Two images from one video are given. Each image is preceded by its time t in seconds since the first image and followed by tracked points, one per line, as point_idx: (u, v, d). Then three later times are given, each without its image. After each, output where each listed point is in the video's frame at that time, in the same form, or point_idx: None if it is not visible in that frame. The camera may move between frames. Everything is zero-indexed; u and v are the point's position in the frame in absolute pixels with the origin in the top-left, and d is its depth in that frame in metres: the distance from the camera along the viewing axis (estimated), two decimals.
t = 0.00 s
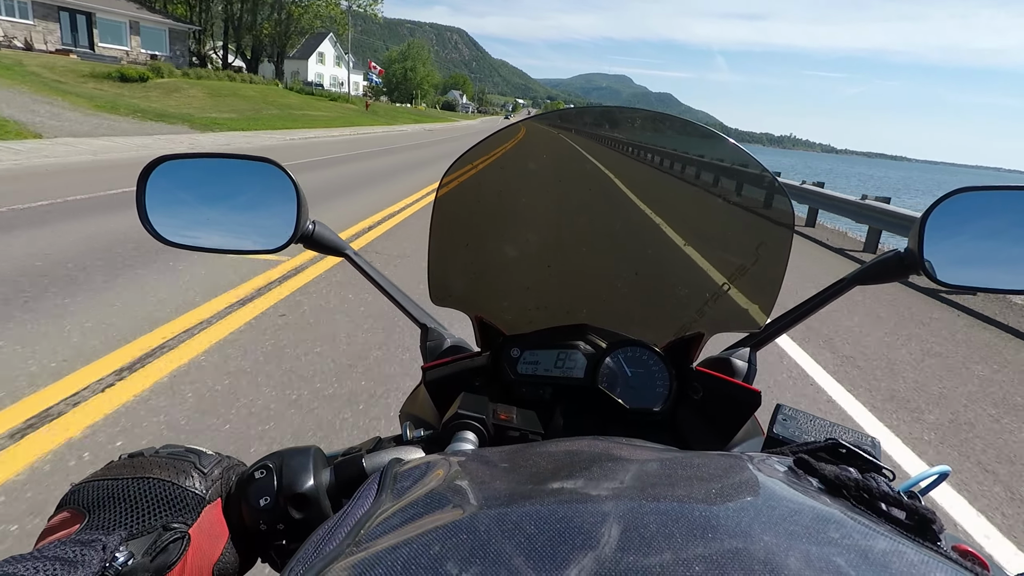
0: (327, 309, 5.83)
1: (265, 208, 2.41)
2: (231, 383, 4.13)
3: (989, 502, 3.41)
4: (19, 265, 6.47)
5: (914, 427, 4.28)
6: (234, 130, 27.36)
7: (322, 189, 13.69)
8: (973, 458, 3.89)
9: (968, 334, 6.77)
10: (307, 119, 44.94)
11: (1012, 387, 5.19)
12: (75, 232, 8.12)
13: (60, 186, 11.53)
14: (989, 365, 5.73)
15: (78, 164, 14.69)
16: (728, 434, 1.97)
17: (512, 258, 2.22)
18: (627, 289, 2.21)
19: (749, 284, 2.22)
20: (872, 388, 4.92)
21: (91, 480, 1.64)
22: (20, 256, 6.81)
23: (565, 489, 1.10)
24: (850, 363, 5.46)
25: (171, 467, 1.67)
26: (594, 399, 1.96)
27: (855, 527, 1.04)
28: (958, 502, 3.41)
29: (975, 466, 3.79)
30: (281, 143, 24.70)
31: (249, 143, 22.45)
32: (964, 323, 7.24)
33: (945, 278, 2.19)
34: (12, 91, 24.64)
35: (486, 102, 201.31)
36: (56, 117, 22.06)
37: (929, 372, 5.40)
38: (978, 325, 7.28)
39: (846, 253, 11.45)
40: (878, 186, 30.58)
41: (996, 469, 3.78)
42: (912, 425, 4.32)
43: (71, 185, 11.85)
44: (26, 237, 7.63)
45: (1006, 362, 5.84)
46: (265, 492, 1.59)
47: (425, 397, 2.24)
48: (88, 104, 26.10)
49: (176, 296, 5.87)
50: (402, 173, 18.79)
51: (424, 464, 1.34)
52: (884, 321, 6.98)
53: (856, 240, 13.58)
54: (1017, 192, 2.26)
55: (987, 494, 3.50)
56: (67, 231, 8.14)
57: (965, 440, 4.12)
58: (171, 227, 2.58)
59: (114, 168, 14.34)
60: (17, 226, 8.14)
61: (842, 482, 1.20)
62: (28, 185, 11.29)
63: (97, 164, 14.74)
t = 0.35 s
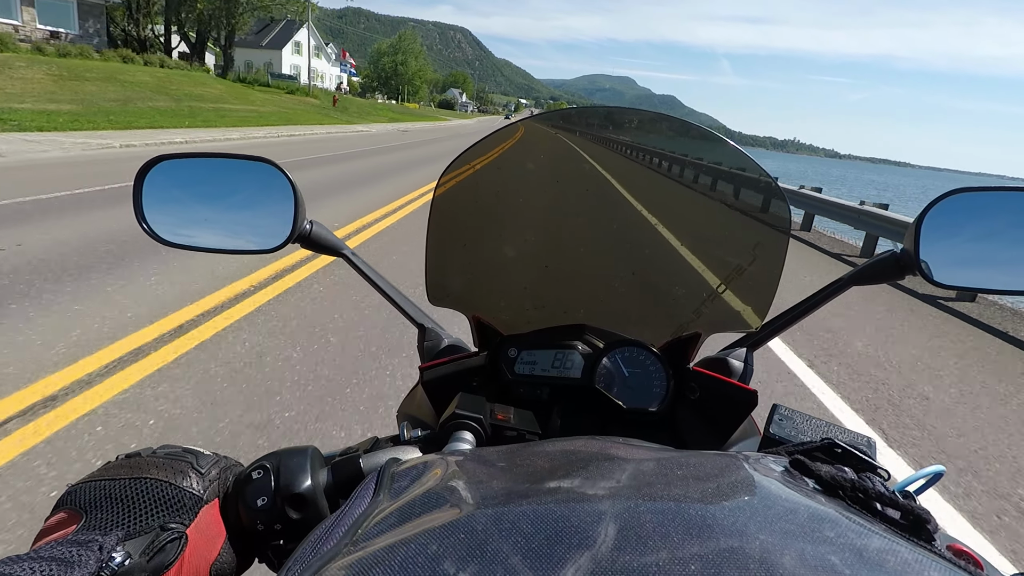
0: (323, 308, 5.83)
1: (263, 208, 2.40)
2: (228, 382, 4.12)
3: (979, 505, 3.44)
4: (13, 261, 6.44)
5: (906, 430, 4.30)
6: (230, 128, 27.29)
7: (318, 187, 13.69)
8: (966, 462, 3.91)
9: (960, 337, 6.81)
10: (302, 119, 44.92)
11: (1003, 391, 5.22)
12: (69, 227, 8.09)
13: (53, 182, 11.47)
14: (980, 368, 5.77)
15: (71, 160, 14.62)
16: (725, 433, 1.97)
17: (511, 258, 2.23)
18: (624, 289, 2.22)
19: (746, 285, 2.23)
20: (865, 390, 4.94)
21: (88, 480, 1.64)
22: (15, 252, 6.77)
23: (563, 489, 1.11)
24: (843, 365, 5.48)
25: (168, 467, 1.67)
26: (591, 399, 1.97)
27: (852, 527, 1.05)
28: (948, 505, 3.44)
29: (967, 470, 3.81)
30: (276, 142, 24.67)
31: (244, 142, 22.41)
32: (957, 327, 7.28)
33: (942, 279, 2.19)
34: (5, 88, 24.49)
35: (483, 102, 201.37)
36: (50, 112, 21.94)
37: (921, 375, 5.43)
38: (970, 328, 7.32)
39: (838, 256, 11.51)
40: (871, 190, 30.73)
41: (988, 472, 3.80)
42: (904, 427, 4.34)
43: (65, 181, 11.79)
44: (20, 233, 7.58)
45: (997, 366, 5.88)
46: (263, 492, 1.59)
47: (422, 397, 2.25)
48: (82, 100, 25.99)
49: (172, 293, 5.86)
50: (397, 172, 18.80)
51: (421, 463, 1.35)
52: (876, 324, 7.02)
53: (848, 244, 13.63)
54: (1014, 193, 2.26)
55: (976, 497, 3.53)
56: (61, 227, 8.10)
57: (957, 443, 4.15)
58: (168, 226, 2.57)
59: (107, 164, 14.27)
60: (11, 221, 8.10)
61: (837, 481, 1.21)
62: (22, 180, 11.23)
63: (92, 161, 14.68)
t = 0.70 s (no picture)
0: (322, 308, 5.82)
1: (261, 208, 2.40)
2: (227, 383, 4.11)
3: (977, 504, 3.44)
4: (11, 261, 6.42)
5: (905, 429, 4.30)
6: (228, 128, 27.27)
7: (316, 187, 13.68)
8: (965, 461, 3.91)
9: (959, 336, 6.81)
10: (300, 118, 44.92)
11: (1002, 390, 5.23)
12: (68, 227, 8.07)
13: (51, 181, 11.45)
14: (979, 367, 5.77)
15: (69, 158, 14.59)
16: (724, 433, 1.97)
17: (510, 258, 2.22)
18: (623, 289, 2.22)
19: (745, 284, 2.22)
20: (864, 389, 4.94)
21: (86, 481, 1.63)
22: (13, 251, 6.76)
23: (561, 488, 1.10)
24: (842, 364, 5.48)
25: (166, 468, 1.66)
26: (591, 398, 1.96)
27: (850, 526, 1.05)
28: (947, 503, 3.44)
29: (966, 469, 3.82)
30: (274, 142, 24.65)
31: (243, 141, 22.40)
32: (955, 326, 7.28)
33: (940, 277, 2.20)
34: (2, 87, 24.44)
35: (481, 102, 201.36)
36: (48, 111, 21.90)
37: (920, 374, 5.43)
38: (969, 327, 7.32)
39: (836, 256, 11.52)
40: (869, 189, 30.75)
41: (987, 471, 3.80)
42: (903, 426, 4.34)
43: (62, 179, 11.76)
44: (17, 232, 7.56)
45: (996, 365, 5.88)
46: (261, 493, 1.59)
47: (421, 397, 2.24)
48: (81, 98, 25.93)
49: (170, 293, 5.84)
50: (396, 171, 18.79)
51: (420, 463, 1.35)
52: (875, 323, 7.02)
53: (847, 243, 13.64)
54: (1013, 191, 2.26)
55: (975, 496, 3.53)
56: (59, 226, 8.08)
57: (956, 442, 4.15)
58: (166, 227, 2.56)
59: (105, 163, 14.24)
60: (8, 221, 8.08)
61: (836, 479, 1.21)
62: (20, 179, 11.22)
63: (89, 159, 14.65)
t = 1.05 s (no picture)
0: (321, 307, 5.82)
1: (261, 206, 2.39)
2: (225, 381, 4.11)
3: (973, 503, 3.45)
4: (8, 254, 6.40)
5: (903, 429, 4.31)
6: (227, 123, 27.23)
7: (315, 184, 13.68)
8: (962, 461, 3.92)
9: (957, 337, 6.82)
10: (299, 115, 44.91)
11: (1000, 391, 5.23)
12: (66, 220, 8.05)
13: (50, 173, 11.42)
14: (977, 368, 5.78)
15: (67, 150, 14.52)
16: (724, 433, 1.97)
17: (510, 257, 2.22)
18: (623, 289, 2.22)
19: (744, 284, 2.22)
20: (862, 389, 4.95)
21: (85, 479, 1.63)
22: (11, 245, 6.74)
23: (561, 488, 1.11)
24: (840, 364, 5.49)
25: (165, 467, 1.66)
26: (590, 398, 1.96)
27: (849, 525, 1.05)
28: (943, 503, 3.45)
29: (963, 469, 3.82)
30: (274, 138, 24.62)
31: (242, 137, 22.37)
32: (954, 326, 7.29)
33: (939, 277, 2.20)
34: None
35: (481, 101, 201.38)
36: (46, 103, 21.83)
37: (919, 374, 5.43)
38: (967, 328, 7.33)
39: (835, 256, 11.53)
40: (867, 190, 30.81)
41: (983, 471, 3.81)
42: (901, 426, 4.35)
43: (61, 171, 11.71)
44: (15, 225, 7.53)
45: (994, 366, 5.89)
46: (261, 491, 1.60)
47: (420, 396, 2.24)
48: (79, 91, 25.85)
49: (169, 290, 5.83)
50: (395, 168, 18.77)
51: (419, 463, 1.35)
52: (873, 323, 7.02)
53: (845, 243, 13.65)
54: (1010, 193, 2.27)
55: (972, 495, 3.54)
56: (57, 219, 8.05)
57: (954, 442, 4.16)
58: (166, 225, 2.56)
59: (104, 156, 14.20)
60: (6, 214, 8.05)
61: (835, 478, 1.21)
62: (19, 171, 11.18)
63: (88, 152, 14.61)
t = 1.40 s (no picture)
0: (317, 307, 5.80)
1: (254, 206, 2.38)
2: (222, 383, 4.10)
3: (973, 493, 3.45)
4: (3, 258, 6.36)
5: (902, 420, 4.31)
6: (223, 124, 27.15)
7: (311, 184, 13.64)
8: (962, 451, 3.92)
9: (955, 329, 6.82)
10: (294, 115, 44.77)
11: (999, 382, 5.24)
12: (61, 223, 8.02)
13: (45, 177, 11.38)
14: (975, 359, 5.78)
15: (61, 153, 14.47)
16: (720, 428, 1.97)
17: (505, 256, 2.22)
18: (618, 286, 2.21)
19: (740, 279, 2.22)
20: (861, 381, 4.95)
21: (79, 481, 1.63)
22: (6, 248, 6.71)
23: (555, 485, 1.10)
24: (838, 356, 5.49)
25: (160, 468, 1.66)
26: (586, 395, 1.96)
27: (843, 521, 1.05)
28: (943, 493, 3.44)
29: (962, 459, 3.82)
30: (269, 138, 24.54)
31: (238, 137, 22.31)
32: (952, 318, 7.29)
33: (934, 271, 2.19)
34: None
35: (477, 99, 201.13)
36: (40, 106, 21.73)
37: (917, 366, 5.43)
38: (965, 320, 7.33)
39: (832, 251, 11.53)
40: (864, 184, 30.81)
41: (981, 460, 3.81)
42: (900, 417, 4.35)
43: (55, 175, 11.67)
44: (10, 229, 7.50)
45: (992, 356, 5.90)
46: (256, 492, 1.59)
47: (416, 395, 2.24)
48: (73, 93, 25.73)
49: (164, 292, 5.81)
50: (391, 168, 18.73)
51: (414, 461, 1.34)
52: (871, 316, 7.02)
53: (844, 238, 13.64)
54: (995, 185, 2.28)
55: (971, 485, 3.54)
56: (53, 222, 8.02)
57: (952, 433, 4.15)
58: (159, 225, 2.55)
59: (99, 159, 14.15)
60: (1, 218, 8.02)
61: (829, 473, 1.21)
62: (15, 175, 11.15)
63: (83, 154, 14.57)
